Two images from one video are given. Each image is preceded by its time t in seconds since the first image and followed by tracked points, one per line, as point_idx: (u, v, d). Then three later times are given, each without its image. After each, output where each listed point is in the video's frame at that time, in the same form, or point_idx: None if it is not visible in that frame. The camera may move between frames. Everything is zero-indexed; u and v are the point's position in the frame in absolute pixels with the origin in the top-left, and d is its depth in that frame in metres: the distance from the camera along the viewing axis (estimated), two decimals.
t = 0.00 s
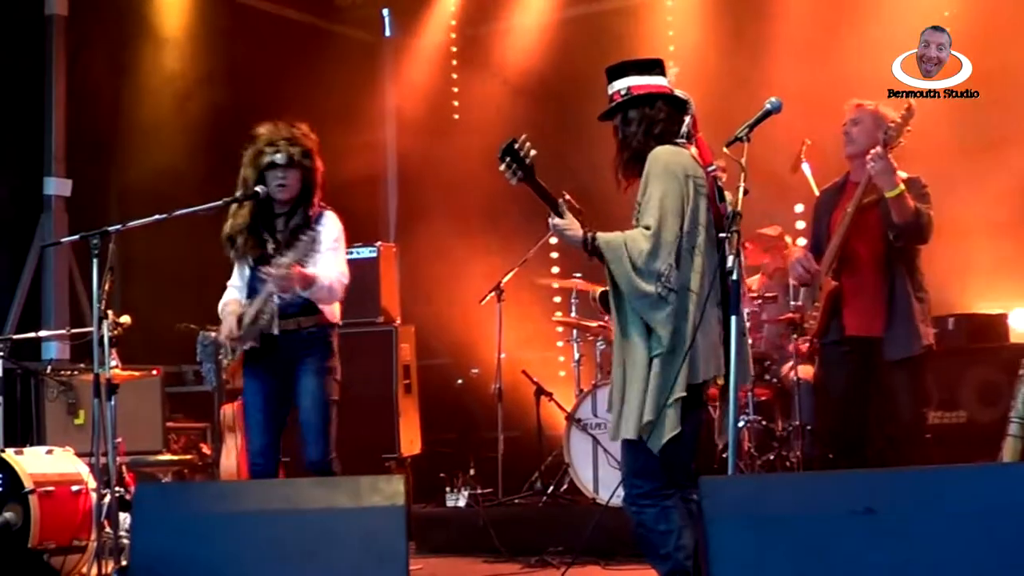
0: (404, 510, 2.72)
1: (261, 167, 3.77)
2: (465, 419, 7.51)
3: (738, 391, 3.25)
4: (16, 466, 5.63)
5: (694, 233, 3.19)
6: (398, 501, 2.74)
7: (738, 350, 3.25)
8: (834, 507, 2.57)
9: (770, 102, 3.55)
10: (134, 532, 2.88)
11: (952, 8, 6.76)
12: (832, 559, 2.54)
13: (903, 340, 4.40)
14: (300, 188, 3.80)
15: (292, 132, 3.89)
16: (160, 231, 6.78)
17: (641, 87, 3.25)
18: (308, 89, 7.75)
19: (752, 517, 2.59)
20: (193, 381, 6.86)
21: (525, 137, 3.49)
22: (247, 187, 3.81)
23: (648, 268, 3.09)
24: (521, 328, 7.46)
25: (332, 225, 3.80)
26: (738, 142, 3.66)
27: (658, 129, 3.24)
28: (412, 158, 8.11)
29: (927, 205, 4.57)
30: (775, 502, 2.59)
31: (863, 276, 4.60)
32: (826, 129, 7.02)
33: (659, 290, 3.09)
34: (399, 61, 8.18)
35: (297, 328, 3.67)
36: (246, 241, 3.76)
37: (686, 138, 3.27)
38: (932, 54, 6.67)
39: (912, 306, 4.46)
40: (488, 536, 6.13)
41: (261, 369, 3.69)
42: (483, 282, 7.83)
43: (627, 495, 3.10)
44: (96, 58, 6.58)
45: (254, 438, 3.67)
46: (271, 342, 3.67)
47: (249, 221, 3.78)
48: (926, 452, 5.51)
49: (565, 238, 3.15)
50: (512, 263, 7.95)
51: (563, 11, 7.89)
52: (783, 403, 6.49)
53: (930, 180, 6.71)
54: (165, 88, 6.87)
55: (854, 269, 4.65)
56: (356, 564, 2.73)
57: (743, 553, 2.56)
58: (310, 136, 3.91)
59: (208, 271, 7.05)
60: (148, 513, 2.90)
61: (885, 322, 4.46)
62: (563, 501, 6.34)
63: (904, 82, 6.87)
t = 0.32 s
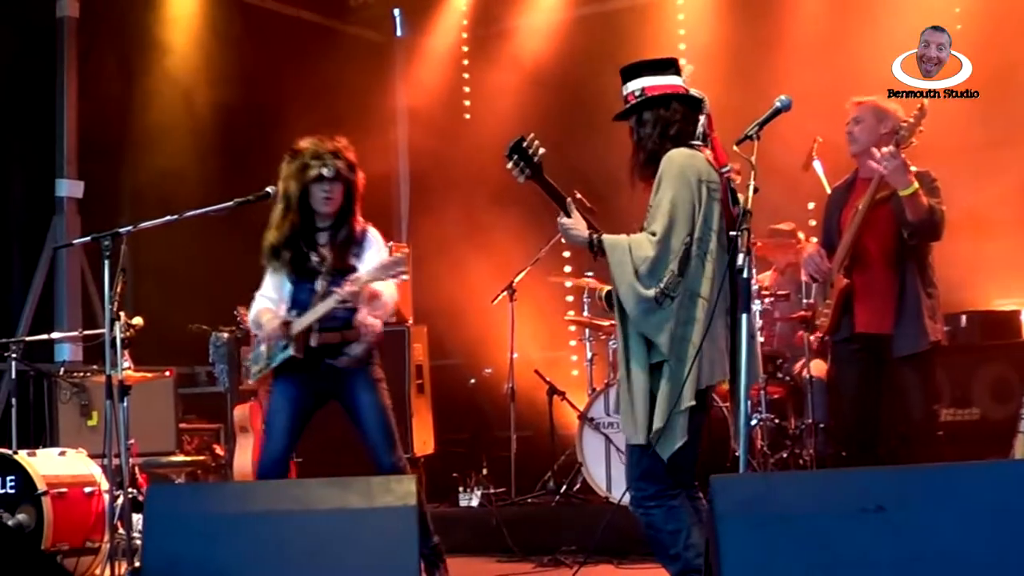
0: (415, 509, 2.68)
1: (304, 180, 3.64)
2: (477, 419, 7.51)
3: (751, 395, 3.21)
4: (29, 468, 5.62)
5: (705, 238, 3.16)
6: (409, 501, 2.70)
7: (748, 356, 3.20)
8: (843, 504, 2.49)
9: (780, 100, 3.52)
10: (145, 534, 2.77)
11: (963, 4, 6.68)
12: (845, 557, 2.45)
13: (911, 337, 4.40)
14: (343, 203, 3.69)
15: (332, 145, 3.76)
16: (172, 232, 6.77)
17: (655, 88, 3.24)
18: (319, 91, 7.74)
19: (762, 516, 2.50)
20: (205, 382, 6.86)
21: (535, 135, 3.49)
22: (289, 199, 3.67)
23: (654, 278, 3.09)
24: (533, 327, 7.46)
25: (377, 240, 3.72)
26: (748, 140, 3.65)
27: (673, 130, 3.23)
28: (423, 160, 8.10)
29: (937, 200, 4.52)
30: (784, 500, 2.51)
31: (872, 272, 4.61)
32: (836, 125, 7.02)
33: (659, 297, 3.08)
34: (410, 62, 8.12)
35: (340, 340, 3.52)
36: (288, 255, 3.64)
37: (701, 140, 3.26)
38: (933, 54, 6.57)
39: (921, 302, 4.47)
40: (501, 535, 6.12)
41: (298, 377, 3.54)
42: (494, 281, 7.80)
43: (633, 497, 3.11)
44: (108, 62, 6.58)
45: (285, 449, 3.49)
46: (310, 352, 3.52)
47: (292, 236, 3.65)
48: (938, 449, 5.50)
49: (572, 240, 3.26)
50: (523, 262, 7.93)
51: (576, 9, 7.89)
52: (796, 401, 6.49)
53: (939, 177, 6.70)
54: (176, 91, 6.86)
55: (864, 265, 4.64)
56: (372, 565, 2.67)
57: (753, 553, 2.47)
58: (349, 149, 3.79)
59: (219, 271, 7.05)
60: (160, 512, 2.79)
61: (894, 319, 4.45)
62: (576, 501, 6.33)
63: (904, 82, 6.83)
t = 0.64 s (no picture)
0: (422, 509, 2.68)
1: (339, 186, 3.87)
2: (483, 419, 7.51)
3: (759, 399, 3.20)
4: (36, 469, 5.62)
5: (711, 242, 3.15)
6: (416, 502, 2.71)
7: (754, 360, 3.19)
8: (848, 503, 2.49)
9: (787, 99, 3.51)
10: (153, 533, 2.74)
11: (969, 5, 6.67)
12: (850, 557, 2.46)
13: (918, 334, 4.41)
14: (374, 209, 3.94)
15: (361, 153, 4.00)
16: (178, 234, 6.78)
17: (670, 88, 3.24)
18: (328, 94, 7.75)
19: (766, 515, 2.49)
20: (212, 383, 6.86)
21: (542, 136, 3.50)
22: (321, 203, 3.91)
23: (655, 283, 3.09)
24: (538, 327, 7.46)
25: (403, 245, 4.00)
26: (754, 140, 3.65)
27: (686, 133, 3.24)
28: (428, 160, 8.09)
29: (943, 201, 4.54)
30: (790, 501, 2.50)
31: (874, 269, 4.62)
32: (843, 126, 7.02)
33: (660, 302, 3.08)
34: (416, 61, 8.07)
35: (367, 342, 3.76)
36: (320, 255, 3.88)
37: (713, 144, 3.26)
38: (933, 54, 6.55)
39: (925, 300, 4.46)
40: (508, 537, 6.12)
41: (322, 378, 3.76)
42: (500, 283, 7.80)
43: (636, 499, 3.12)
44: (115, 64, 6.58)
45: (310, 447, 3.68)
46: (340, 352, 3.76)
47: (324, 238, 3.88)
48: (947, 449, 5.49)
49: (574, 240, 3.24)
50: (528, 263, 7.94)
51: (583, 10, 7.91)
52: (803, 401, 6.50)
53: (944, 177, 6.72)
54: (181, 92, 6.86)
55: (868, 259, 4.63)
56: (379, 566, 2.67)
57: (758, 553, 2.47)
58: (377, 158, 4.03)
59: (227, 273, 7.04)
60: (169, 516, 2.76)
61: (900, 317, 4.44)
62: (583, 502, 6.34)
63: (904, 82, 6.84)
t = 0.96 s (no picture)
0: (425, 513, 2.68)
1: (348, 195, 3.88)
2: (487, 422, 7.52)
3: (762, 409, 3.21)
4: (39, 472, 5.64)
5: (718, 251, 3.16)
6: (419, 504, 2.70)
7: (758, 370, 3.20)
8: (849, 504, 2.49)
9: (790, 102, 3.50)
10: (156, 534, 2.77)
11: (973, 7, 6.65)
12: (851, 559, 2.46)
13: (909, 349, 4.40)
14: (381, 220, 3.94)
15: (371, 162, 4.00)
16: (182, 236, 6.78)
17: (685, 96, 3.25)
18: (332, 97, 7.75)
19: (767, 518, 2.50)
20: (216, 386, 6.87)
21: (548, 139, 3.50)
22: (329, 211, 3.91)
23: (660, 291, 3.11)
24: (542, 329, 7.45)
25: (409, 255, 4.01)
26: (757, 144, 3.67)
27: (696, 142, 3.26)
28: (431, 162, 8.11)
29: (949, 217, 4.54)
30: (792, 502, 2.51)
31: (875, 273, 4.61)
32: (846, 128, 7.02)
33: (664, 311, 3.10)
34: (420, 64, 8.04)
35: (370, 350, 3.78)
36: (326, 262, 3.89)
37: (722, 155, 3.27)
38: (933, 54, 6.59)
39: (919, 311, 4.46)
40: (512, 539, 6.13)
41: (324, 385, 3.76)
42: (504, 285, 7.80)
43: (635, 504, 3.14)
44: (118, 67, 6.58)
45: (323, 455, 3.68)
46: (341, 359, 3.77)
47: (330, 246, 3.89)
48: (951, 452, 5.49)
49: (579, 245, 3.25)
50: (531, 266, 7.94)
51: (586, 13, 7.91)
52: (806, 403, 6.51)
53: (947, 179, 6.71)
54: (184, 95, 6.86)
55: (868, 263, 4.62)
56: (386, 568, 2.67)
57: (760, 556, 2.48)
58: (387, 167, 4.02)
59: (230, 276, 7.04)
60: (174, 519, 2.78)
61: (891, 326, 4.47)
62: (587, 504, 6.34)
63: (904, 82, 6.86)
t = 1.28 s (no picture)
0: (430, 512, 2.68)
1: (350, 197, 3.88)
2: (491, 423, 7.51)
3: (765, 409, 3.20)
4: (44, 472, 5.65)
5: (724, 252, 3.16)
6: (424, 505, 2.71)
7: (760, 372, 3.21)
8: (855, 504, 2.48)
9: (794, 102, 3.45)
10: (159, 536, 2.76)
11: (976, 6, 6.64)
12: (852, 557, 2.44)
13: (919, 337, 4.43)
14: (382, 222, 3.96)
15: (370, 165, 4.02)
16: (186, 237, 6.79)
17: (690, 98, 3.24)
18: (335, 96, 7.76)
19: (773, 519, 2.48)
20: (220, 387, 6.87)
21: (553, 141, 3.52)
22: (330, 213, 3.92)
23: (666, 294, 3.11)
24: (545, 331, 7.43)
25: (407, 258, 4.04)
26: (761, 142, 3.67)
27: (701, 145, 3.26)
28: (435, 162, 8.11)
29: (944, 199, 4.54)
30: (797, 502, 2.50)
31: (878, 274, 4.58)
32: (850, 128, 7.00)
33: (669, 313, 3.10)
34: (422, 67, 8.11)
35: (373, 353, 3.78)
36: (328, 265, 3.89)
37: (726, 157, 3.29)
38: (933, 54, 6.58)
39: (926, 305, 4.46)
40: (516, 540, 6.13)
41: (325, 389, 3.76)
42: (507, 286, 7.79)
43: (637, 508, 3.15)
44: (121, 68, 6.59)
45: (319, 460, 3.68)
46: (344, 362, 3.77)
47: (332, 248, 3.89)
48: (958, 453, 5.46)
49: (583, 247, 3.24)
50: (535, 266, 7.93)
51: (588, 13, 7.86)
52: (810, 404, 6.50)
53: (953, 178, 6.67)
54: (187, 96, 6.86)
55: (871, 268, 4.63)
56: (389, 566, 2.67)
57: (766, 555, 2.46)
58: (388, 170, 4.04)
59: (234, 276, 7.04)
60: (176, 518, 2.77)
61: (904, 321, 4.45)
62: (590, 505, 6.33)
63: (904, 82, 6.84)
